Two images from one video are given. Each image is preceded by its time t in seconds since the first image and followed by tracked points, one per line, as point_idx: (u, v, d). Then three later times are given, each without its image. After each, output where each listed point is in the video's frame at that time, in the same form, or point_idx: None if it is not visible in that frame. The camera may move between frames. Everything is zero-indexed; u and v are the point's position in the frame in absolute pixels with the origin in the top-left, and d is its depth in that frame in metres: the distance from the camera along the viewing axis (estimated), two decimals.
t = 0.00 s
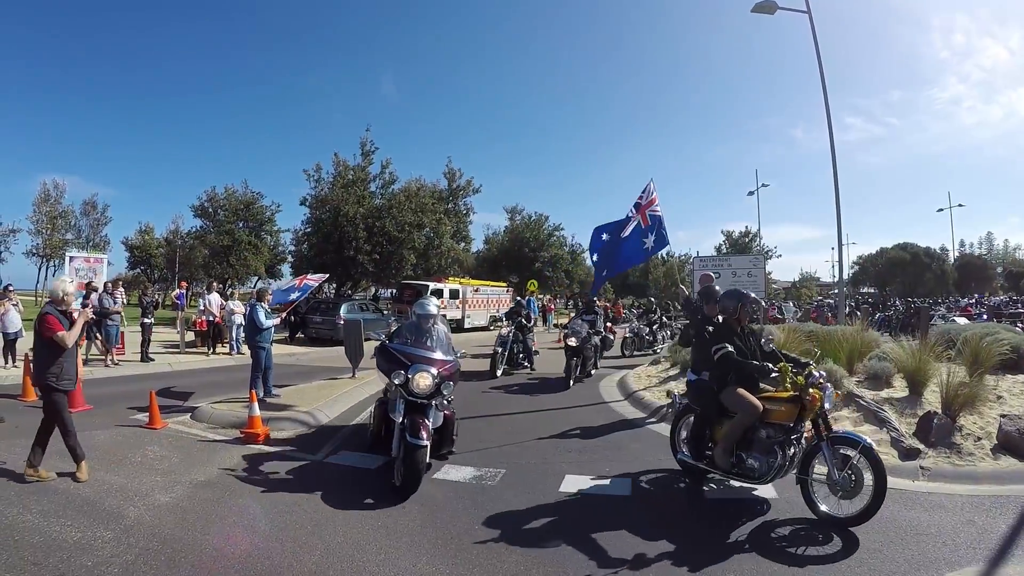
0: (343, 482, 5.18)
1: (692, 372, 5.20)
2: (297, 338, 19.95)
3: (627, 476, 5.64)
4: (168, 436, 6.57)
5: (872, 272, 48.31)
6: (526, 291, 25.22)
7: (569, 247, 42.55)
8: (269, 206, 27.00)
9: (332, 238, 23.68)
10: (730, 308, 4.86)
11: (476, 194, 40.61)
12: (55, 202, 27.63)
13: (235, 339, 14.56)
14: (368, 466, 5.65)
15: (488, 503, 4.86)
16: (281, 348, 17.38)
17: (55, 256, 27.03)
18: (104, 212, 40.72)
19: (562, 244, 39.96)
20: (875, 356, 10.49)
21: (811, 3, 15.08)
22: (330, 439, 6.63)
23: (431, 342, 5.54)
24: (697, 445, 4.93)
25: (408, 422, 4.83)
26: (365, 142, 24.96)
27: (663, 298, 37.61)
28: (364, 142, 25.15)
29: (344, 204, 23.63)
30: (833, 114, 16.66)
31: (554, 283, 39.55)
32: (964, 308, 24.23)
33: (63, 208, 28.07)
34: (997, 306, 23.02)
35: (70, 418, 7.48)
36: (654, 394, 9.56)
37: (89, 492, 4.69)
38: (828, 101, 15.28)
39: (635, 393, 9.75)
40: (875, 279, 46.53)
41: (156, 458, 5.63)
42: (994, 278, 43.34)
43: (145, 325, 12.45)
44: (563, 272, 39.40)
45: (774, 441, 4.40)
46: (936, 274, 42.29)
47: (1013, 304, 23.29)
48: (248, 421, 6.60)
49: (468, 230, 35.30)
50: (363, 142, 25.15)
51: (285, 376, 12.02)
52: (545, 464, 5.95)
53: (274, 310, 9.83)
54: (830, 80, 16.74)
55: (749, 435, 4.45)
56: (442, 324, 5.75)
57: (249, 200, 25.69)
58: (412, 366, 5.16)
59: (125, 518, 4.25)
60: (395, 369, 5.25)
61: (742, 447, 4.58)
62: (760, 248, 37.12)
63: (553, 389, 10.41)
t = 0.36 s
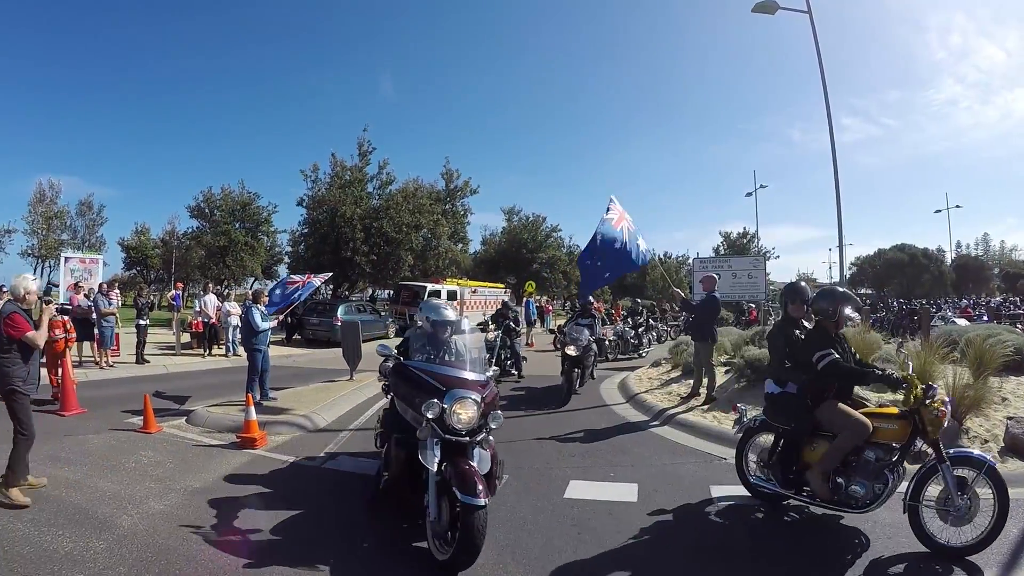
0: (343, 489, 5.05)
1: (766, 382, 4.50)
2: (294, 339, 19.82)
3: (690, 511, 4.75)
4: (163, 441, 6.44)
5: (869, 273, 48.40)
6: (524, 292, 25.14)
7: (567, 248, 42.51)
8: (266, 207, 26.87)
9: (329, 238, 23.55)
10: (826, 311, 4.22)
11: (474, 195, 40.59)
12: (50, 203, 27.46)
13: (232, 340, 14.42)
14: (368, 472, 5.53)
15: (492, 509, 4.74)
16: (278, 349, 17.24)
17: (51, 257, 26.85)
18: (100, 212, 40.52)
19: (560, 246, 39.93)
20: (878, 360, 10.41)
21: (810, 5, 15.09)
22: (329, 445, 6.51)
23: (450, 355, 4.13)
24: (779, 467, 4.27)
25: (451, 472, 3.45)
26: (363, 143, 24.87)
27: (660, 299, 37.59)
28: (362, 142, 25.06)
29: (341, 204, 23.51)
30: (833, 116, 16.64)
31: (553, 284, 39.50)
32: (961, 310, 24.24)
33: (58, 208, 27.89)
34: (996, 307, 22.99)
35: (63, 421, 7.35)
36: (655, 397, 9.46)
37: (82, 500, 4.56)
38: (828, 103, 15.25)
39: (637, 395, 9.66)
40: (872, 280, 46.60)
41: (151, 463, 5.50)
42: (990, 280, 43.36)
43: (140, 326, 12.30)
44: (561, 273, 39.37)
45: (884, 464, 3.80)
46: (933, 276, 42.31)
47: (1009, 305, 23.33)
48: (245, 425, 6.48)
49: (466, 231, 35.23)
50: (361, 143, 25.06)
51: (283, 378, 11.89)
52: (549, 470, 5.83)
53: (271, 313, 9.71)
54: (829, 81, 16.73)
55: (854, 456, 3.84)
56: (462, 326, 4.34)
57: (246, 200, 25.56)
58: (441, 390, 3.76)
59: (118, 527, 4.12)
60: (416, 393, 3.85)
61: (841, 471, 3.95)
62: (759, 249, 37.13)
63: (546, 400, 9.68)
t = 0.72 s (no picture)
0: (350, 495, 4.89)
1: (878, 394, 4.05)
2: (297, 339, 19.68)
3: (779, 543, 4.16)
4: (164, 445, 6.28)
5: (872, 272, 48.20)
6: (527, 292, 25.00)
7: (570, 246, 42.38)
8: (269, 206, 26.74)
9: (332, 237, 23.38)
10: (952, 314, 3.78)
11: (477, 194, 40.47)
12: (52, 202, 27.33)
13: (234, 340, 14.27)
14: (377, 477, 5.37)
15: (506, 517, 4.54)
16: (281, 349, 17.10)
17: (53, 256, 26.74)
18: (101, 211, 40.39)
19: (563, 245, 39.82)
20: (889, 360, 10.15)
21: (818, 3, 14.97)
22: (335, 449, 6.35)
23: (530, 369, 3.01)
24: (905, 492, 3.87)
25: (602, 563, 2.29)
26: (366, 141, 24.74)
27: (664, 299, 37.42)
28: (364, 141, 24.92)
29: (344, 203, 23.37)
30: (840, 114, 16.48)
31: (556, 283, 39.37)
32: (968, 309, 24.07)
33: (60, 207, 27.77)
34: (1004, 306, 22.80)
35: (63, 424, 7.20)
36: (665, 399, 9.28)
37: (80, 508, 4.40)
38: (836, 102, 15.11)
39: (646, 397, 9.48)
40: (876, 279, 46.37)
41: (152, 469, 5.34)
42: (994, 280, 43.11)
43: (142, 326, 12.16)
44: (564, 273, 39.27)
45: (1022, 482, 3.66)
46: (938, 275, 42.07)
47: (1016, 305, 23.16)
48: (249, 429, 6.32)
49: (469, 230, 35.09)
50: (364, 141, 24.92)
51: (286, 379, 11.74)
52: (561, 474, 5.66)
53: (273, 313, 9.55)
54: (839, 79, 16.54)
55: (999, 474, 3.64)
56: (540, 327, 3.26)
57: (248, 200, 25.43)
58: (546, 440, 2.59)
59: (118, 537, 3.96)
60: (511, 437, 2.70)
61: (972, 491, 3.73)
62: (763, 249, 36.97)
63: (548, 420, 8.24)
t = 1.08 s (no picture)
0: (354, 501, 4.74)
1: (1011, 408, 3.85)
2: (295, 339, 19.53)
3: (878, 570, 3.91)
4: (161, 450, 6.11)
5: (870, 272, 48.15)
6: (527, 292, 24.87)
7: (569, 246, 42.25)
8: (266, 205, 26.54)
9: (330, 237, 23.19)
10: None
11: (476, 193, 40.29)
12: (47, 202, 27.05)
13: (232, 341, 14.10)
14: (382, 483, 5.20)
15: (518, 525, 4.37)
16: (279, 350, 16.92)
17: (48, 256, 26.48)
18: (97, 211, 40.11)
19: (561, 245, 39.70)
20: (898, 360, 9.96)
21: (822, 1, 14.82)
22: (337, 454, 6.19)
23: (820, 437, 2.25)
24: None
25: None
26: (365, 140, 24.55)
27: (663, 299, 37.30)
28: (363, 140, 24.73)
29: (343, 202, 23.16)
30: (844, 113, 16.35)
31: (554, 283, 39.23)
32: (970, 309, 23.95)
33: (55, 207, 27.50)
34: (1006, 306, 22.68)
35: (57, 429, 7.02)
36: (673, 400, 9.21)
37: (73, 519, 4.23)
38: (840, 100, 14.98)
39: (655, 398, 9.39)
40: (874, 279, 46.29)
41: (148, 476, 5.17)
42: (992, 280, 42.98)
43: (138, 328, 11.96)
44: (563, 272, 39.15)
45: None
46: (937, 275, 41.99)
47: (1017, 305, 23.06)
48: (248, 433, 6.16)
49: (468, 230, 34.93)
50: (362, 140, 24.73)
51: (285, 381, 11.56)
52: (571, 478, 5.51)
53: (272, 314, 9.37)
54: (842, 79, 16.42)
55: None
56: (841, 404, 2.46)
57: (245, 199, 25.22)
58: (918, 530, 1.72)
59: (113, 550, 3.79)
60: (838, 539, 1.78)
61: None
62: (762, 249, 36.88)
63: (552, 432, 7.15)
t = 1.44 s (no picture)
0: (359, 509, 4.57)
1: None
2: (291, 339, 19.32)
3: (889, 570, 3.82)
4: (157, 455, 5.92)
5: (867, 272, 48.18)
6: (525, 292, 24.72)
7: (566, 246, 42.15)
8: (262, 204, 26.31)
9: (326, 236, 22.97)
10: None
11: (473, 193, 40.14)
12: (41, 201, 26.73)
13: (227, 342, 13.88)
14: (386, 490, 5.02)
15: (528, 534, 4.19)
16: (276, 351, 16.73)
17: (42, 256, 26.20)
18: (92, 210, 39.77)
19: (559, 245, 39.57)
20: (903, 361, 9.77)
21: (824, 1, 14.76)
22: (339, 459, 6.02)
23: None
24: None
25: None
26: (362, 139, 24.36)
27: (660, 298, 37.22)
28: (360, 138, 24.54)
29: (339, 201, 22.95)
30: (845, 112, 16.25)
31: (552, 283, 39.11)
32: (968, 309, 23.91)
33: (49, 206, 27.18)
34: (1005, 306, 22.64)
35: (49, 433, 6.82)
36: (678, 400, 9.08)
37: (64, 530, 4.04)
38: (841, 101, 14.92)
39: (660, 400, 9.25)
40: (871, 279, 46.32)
41: (143, 483, 4.99)
42: (989, 280, 42.99)
43: (132, 329, 11.74)
44: (560, 272, 39.01)
45: None
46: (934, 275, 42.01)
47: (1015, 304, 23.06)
48: (246, 438, 5.98)
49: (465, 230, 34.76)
50: (359, 139, 24.54)
51: (283, 383, 11.38)
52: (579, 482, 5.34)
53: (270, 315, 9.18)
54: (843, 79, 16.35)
55: None
56: None
57: (241, 198, 24.99)
58: None
59: (107, 564, 3.61)
60: None
61: None
62: (760, 249, 36.84)
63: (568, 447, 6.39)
